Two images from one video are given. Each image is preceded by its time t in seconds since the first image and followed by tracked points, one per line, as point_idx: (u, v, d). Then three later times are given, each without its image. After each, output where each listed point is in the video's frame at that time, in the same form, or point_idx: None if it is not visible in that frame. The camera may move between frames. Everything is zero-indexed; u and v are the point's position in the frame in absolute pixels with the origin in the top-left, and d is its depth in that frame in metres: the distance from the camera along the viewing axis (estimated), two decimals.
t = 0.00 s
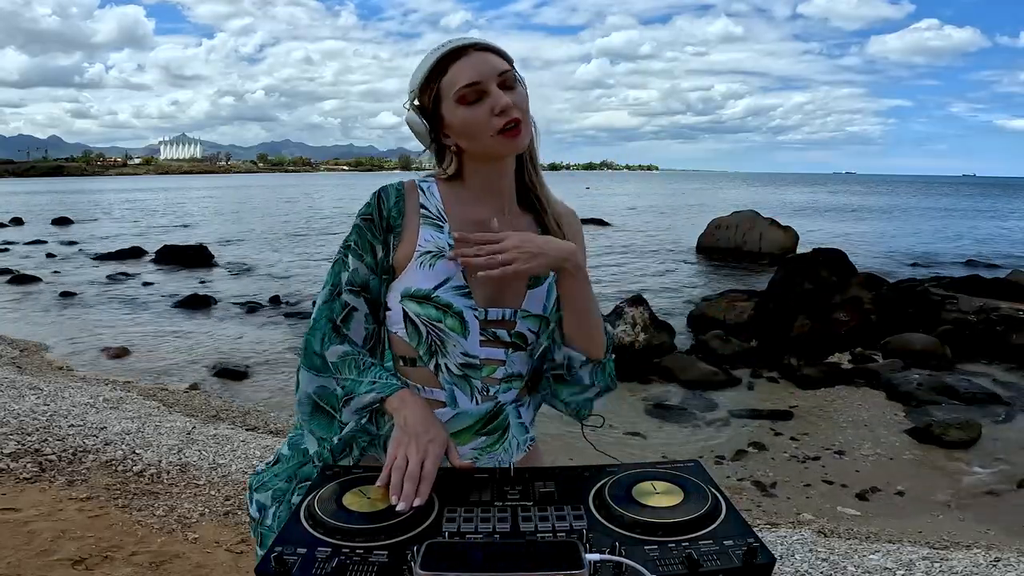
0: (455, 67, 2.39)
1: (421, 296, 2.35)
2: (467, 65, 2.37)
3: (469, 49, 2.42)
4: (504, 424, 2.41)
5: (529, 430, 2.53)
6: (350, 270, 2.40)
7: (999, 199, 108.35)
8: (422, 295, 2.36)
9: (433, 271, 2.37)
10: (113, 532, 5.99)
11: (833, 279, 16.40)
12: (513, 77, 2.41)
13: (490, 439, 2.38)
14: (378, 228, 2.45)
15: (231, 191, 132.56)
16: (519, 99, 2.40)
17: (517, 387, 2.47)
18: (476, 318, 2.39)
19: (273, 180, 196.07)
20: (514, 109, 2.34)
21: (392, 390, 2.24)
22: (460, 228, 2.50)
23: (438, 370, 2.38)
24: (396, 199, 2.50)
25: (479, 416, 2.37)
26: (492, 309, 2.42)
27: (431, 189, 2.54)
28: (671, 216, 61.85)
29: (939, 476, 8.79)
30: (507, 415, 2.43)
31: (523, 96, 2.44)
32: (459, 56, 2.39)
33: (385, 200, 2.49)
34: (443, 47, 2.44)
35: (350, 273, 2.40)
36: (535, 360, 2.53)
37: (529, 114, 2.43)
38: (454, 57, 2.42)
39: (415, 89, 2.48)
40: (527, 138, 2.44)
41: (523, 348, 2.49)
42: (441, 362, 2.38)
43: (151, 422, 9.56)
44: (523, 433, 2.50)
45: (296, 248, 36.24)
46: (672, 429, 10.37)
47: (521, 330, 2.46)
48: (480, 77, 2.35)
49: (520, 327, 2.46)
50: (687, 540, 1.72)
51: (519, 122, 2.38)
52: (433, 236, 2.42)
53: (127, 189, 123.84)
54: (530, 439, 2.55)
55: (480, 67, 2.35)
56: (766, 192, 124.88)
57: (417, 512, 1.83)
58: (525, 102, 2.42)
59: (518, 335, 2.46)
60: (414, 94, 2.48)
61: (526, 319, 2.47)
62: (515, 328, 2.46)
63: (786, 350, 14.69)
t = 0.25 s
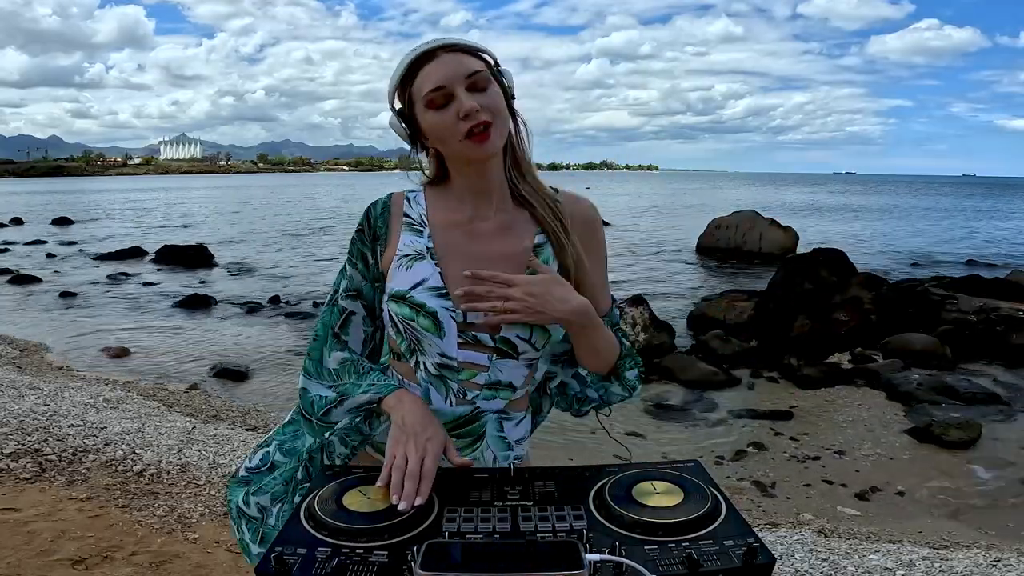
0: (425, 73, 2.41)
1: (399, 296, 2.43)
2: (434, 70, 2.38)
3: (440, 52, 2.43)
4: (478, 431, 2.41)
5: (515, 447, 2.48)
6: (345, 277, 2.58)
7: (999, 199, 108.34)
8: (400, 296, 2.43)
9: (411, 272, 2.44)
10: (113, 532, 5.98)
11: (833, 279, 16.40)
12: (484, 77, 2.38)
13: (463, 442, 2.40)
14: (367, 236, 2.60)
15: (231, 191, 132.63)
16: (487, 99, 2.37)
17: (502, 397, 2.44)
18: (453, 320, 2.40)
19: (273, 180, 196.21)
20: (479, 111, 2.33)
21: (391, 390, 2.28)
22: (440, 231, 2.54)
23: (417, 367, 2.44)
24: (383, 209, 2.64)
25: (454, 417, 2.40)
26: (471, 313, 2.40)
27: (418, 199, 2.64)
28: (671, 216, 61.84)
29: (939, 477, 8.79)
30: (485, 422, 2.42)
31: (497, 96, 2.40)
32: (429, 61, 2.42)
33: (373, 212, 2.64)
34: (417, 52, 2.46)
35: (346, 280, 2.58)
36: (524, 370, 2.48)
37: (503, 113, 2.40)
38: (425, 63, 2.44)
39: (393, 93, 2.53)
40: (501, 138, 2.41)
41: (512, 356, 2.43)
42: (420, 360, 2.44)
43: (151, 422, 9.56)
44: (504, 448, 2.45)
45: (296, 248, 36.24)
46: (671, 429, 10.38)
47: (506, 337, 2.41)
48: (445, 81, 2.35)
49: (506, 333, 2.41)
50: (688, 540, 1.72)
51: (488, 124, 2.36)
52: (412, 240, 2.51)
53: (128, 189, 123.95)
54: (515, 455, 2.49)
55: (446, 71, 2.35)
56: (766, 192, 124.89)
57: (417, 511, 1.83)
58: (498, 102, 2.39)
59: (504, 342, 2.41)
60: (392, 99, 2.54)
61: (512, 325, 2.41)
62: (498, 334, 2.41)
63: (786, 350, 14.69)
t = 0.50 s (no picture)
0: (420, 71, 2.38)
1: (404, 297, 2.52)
2: (428, 71, 2.35)
3: (440, 49, 2.38)
4: (471, 429, 2.42)
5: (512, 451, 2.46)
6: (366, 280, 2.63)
7: (999, 199, 108.38)
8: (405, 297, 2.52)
9: (412, 272, 2.51)
10: (113, 532, 5.99)
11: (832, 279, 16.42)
12: (478, 81, 2.34)
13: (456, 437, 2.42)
14: (385, 241, 2.68)
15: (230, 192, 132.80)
16: (479, 105, 2.34)
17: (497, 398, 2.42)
18: (445, 317, 2.41)
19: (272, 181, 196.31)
20: (467, 118, 2.32)
21: (400, 387, 2.28)
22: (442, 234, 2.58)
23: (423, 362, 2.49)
24: (398, 217, 2.71)
25: (447, 412, 2.42)
26: (461, 310, 2.40)
27: (427, 203, 2.70)
28: (671, 216, 61.85)
29: (939, 477, 8.79)
30: (478, 421, 2.42)
31: (490, 99, 2.37)
32: (427, 59, 2.38)
33: (391, 218, 2.71)
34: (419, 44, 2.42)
35: (366, 283, 2.63)
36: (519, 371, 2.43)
37: (494, 117, 2.37)
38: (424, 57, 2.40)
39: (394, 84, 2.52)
40: (490, 142, 2.40)
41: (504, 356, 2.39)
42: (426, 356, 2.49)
43: (151, 422, 9.56)
44: (500, 451, 2.44)
45: (296, 248, 36.25)
46: (671, 429, 10.38)
47: (494, 334, 2.36)
48: (438, 84, 2.33)
49: (494, 331, 2.37)
50: (687, 540, 1.72)
51: (476, 130, 2.35)
52: (416, 242, 2.56)
53: (127, 189, 124.06)
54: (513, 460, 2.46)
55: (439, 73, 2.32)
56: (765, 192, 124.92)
57: (418, 510, 1.83)
58: (489, 107, 2.36)
59: (492, 340, 2.38)
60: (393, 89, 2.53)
61: (498, 323, 2.36)
62: (487, 331, 2.38)
63: (786, 350, 14.70)
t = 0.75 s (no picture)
0: (441, 63, 2.34)
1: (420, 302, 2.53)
2: (450, 64, 2.31)
3: (463, 44, 2.34)
4: (496, 425, 2.42)
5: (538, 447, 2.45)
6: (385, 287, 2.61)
7: (999, 199, 108.36)
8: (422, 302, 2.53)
9: (426, 276, 2.52)
10: (113, 532, 5.98)
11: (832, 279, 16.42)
12: (497, 83, 2.31)
13: (484, 434, 2.44)
14: (399, 249, 2.66)
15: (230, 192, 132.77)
16: (493, 107, 2.32)
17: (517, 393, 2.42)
18: (460, 318, 2.44)
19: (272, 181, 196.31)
20: (479, 119, 2.30)
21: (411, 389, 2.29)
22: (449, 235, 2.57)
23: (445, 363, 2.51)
24: (410, 222, 2.69)
25: (471, 408, 2.42)
26: (474, 309, 2.43)
27: (437, 206, 2.68)
28: (670, 216, 61.85)
29: (939, 476, 8.79)
30: (503, 418, 2.41)
31: (506, 102, 2.35)
32: (450, 52, 2.34)
33: (402, 224, 2.69)
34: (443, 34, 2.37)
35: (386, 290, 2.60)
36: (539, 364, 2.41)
37: (507, 120, 2.36)
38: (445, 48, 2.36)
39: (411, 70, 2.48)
40: (500, 143, 2.38)
41: (519, 349, 2.39)
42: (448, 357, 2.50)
43: (151, 422, 9.56)
44: (527, 449, 2.44)
45: (296, 248, 36.26)
46: (671, 429, 10.39)
47: (508, 329, 2.36)
48: (457, 81, 2.29)
49: (507, 326, 2.37)
50: (687, 540, 1.72)
51: (487, 131, 2.33)
52: (427, 246, 2.56)
53: (127, 189, 124.05)
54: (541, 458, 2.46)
55: (460, 70, 2.29)
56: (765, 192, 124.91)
57: (418, 511, 1.83)
58: (503, 110, 2.34)
59: (508, 335, 2.37)
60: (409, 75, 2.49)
61: (509, 317, 2.36)
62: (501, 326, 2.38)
63: (786, 350, 14.70)
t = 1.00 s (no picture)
0: (495, 62, 2.24)
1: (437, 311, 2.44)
2: (505, 66, 2.21)
3: (526, 49, 2.24)
4: (537, 427, 2.38)
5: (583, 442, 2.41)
6: (398, 295, 2.50)
7: (998, 199, 108.37)
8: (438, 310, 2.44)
9: (441, 285, 2.41)
10: (113, 532, 5.98)
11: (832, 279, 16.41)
12: (548, 98, 2.24)
13: (526, 439, 2.39)
14: (406, 257, 2.53)
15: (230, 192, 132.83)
16: (539, 121, 2.24)
17: (553, 392, 2.40)
18: (484, 324, 2.37)
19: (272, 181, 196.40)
20: (523, 129, 2.22)
21: (427, 393, 2.25)
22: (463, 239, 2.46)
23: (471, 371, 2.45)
24: (413, 226, 2.55)
25: (509, 416, 2.38)
26: (499, 314, 2.37)
27: (441, 209, 2.56)
28: (670, 216, 61.87)
29: (939, 476, 8.79)
30: (541, 419, 2.38)
31: (551, 119, 2.28)
32: (508, 53, 2.23)
33: (404, 230, 2.55)
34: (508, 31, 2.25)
35: (399, 298, 2.49)
36: (568, 362, 2.40)
37: (547, 136, 2.29)
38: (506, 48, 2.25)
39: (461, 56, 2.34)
40: (536, 157, 2.32)
41: (548, 350, 2.37)
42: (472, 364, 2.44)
43: (151, 422, 9.56)
44: (573, 444, 2.40)
45: (295, 249, 36.27)
46: (672, 429, 10.39)
47: (535, 331, 2.34)
48: (510, 84, 2.20)
49: (533, 327, 2.35)
50: (687, 540, 1.72)
51: (526, 142, 2.25)
52: (437, 253, 2.45)
53: (127, 189, 124.13)
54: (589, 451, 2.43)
55: (517, 74, 2.19)
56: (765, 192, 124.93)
57: (417, 512, 1.83)
58: (547, 125, 2.27)
59: (535, 337, 2.35)
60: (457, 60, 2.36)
61: (536, 318, 2.34)
62: (528, 329, 2.35)
63: (787, 350, 14.71)
